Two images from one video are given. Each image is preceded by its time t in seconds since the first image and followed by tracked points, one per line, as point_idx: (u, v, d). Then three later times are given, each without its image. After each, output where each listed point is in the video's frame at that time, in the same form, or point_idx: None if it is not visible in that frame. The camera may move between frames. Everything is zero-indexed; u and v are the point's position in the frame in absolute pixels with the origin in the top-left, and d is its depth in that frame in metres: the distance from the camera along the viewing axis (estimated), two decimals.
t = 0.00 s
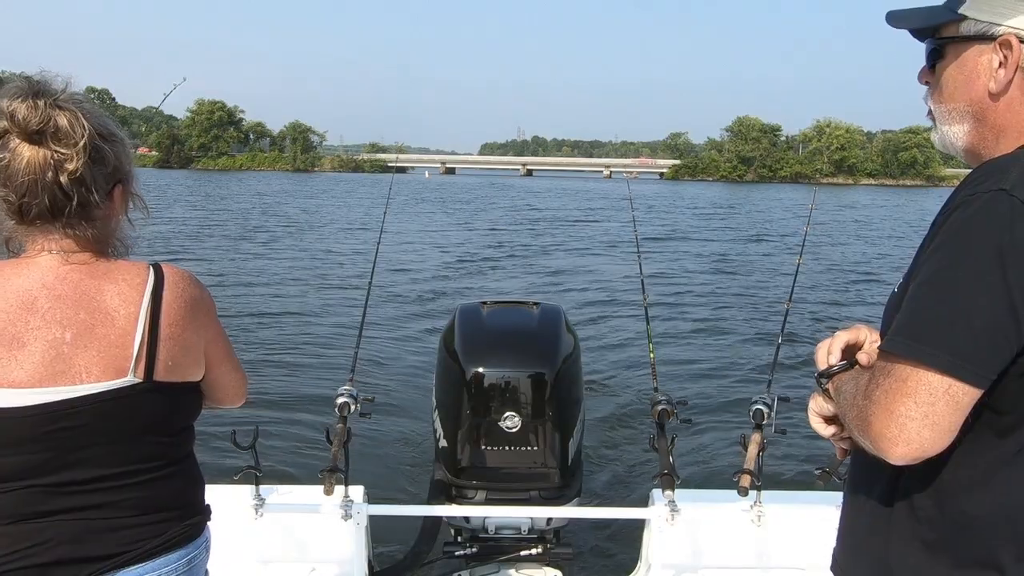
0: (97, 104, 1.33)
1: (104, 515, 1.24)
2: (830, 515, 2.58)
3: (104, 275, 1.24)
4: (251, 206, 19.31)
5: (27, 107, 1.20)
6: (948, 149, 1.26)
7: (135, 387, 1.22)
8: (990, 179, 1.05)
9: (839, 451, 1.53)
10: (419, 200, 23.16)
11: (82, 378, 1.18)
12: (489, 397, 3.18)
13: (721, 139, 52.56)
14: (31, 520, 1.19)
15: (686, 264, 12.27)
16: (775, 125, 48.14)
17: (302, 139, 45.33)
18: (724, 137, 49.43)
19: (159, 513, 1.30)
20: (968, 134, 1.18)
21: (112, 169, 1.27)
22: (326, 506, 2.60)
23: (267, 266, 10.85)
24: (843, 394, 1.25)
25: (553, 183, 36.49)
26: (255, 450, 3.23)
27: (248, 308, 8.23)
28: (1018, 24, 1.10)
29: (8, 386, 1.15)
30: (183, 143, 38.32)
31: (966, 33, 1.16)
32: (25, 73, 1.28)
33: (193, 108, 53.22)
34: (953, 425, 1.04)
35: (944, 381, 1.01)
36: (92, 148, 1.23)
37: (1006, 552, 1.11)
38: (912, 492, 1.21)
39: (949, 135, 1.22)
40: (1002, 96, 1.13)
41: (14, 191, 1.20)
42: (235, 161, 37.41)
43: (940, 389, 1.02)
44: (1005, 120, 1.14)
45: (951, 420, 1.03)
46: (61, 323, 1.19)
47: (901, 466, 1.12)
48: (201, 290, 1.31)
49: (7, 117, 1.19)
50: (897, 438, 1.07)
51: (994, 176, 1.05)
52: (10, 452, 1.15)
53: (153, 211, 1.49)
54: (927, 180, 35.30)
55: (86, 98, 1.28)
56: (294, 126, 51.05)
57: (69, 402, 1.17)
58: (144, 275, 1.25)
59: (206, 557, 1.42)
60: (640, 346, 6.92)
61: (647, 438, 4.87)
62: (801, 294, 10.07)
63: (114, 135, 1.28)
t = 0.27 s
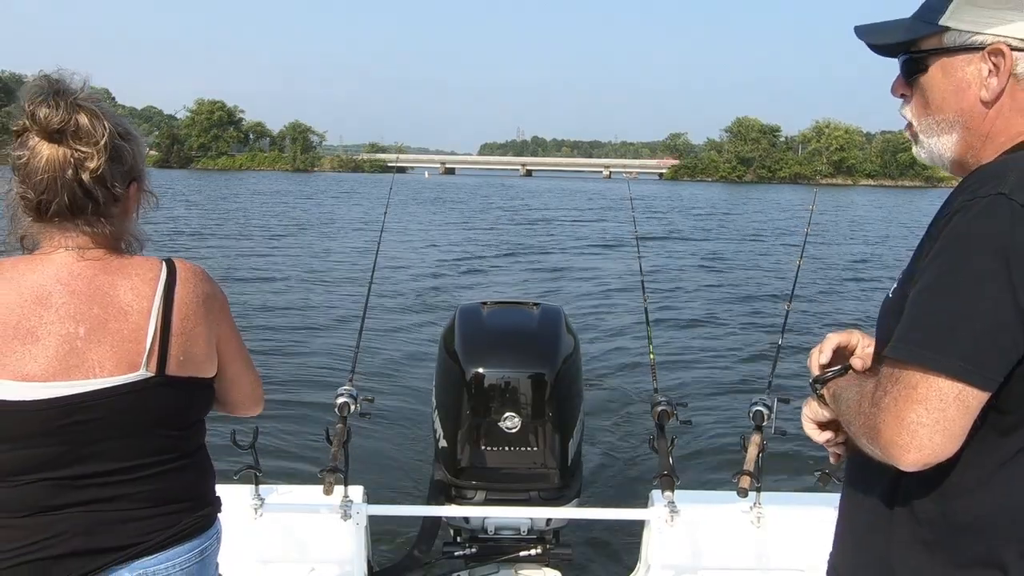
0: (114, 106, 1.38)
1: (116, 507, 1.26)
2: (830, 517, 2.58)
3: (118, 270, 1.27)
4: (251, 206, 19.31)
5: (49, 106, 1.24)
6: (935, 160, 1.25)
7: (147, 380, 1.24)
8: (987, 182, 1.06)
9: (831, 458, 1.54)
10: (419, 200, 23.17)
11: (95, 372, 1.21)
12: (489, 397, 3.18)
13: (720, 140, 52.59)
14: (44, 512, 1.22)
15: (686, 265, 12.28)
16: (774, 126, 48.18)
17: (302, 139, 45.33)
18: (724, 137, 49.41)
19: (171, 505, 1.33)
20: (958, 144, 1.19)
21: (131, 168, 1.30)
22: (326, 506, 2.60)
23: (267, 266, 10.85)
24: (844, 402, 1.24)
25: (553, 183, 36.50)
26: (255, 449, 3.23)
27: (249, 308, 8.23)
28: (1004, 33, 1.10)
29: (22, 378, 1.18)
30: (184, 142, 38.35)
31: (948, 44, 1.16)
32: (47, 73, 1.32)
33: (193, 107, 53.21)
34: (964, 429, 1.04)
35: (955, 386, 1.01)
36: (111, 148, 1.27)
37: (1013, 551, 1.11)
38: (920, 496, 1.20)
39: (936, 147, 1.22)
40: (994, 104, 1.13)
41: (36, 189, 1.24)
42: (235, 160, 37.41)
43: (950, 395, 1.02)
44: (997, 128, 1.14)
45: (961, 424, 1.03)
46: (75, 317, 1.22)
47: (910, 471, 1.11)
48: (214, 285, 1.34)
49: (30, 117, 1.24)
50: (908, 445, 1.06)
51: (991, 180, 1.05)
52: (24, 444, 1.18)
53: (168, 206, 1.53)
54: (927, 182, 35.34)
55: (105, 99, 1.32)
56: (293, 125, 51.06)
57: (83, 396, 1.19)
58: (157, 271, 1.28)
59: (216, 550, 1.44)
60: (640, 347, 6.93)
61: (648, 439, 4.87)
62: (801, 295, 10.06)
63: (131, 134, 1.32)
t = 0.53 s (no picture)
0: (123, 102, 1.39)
1: (124, 498, 1.29)
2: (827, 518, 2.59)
3: (126, 264, 1.29)
4: (250, 206, 19.31)
5: (58, 101, 1.25)
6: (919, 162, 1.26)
7: (155, 373, 1.27)
8: (979, 185, 1.06)
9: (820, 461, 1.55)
10: (418, 200, 23.19)
11: (103, 366, 1.23)
12: (487, 397, 3.19)
13: (718, 140, 52.65)
14: (53, 504, 1.24)
15: (684, 265, 12.30)
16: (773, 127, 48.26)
17: (300, 139, 45.33)
18: (722, 138, 49.40)
19: (179, 496, 1.35)
20: (947, 146, 1.20)
21: (138, 164, 1.32)
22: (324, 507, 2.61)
23: (266, 266, 10.85)
24: (838, 405, 1.25)
25: (552, 183, 36.51)
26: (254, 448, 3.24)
27: (248, 307, 8.23)
28: (993, 38, 1.10)
29: (31, 371, 1.20)
30: (182, 142, 38.33)
31: (938, 48, 1.17)
32: (55, 67, 1.34)
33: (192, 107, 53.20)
34: (960, 428, 1.04)
35: (951, 385, 1.02)
36: (120, 143, 1.28)
37: (1006, 547, 1.12)
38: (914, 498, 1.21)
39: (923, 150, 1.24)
40: (983, 108, 1.15)
41: (44, 183, 1.26)
42: (233, 160, 37.39)
43: (947, 395, 1.02)
44: (984, 131, 1.16)
45: (959, 424, 1.04)
46: (83, 310, 1.24)
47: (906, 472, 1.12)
48: (220, 280, 1.37)
49: (40, 112, 1.25)
50: (906, 446, 1.07)
51: (984, 182, 1.06)
52: (33, 437, 1.20)
53: (173, 204, 1.54)
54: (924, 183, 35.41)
55: (115, 94, 1.33)
56: (291, 125, 51.03)
57: (91, 389, 1.22)
58: (164, 266, 1.31)
59: (223, 543, 1.47)
60: (639, 347, 6.94)
61: (647, 440, 4.88)
62: (799, 296, 10.06)
63: (139, 130, 1.33)
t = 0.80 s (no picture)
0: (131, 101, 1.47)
1: (132, 494, 1.34)
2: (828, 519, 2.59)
3: (135, 263, 1.35)
4: (251, 206, 19.30)
5: (70, 100, 1.34)
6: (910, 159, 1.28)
7: (163, 371, 1.32)
8: (978, 185, 1.07)
9: (816, 461, 1.57)
10: (419, 200, 23.17)
11: (111, 363, 1.28)
12: (487, 397, 3.19)
13: (719, 139, 52.63)
14: (63, 497, 1.30)
15: (685, 266, 12.31)
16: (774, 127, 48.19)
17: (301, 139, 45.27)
18: (723, 138, 49.35)
19: (185, 493, 1.41)
20: (942, 147, 1.21)
21: (146, 160, 1.39)
22: (324, 506, 2.62)
23: (267, 266, 10.86)
24: (834, 404, 1.26)
25: (553, 184, 36.48)
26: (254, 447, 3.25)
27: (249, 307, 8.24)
28: (992, 41, 1.11)
29: (41, 368, 1.25)
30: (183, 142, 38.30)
31: (936, 47, 1.17)
32: (68, 67, 1.42)
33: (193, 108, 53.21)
34: (958, 425, 1.05)
35: (950, 382, 1.02)
36: (129, 140, 1.36)
37: (1004, 546, 1.12)
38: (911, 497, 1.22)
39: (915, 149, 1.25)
40: (977, 109, 1.16)
41: (55, 178, 1.33)
42: (234, 160, 37.41)
43: (946, 392, 1.03)
44: (978, 133, 1.17)
45: (956, 422, 1.04)
46: (92, 309, 1.29)
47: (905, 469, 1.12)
48: (228, 278, 1.43)
49: (52, 109, 1.33)
50: (905, 442, 1.07)
51: (982, 183, 1.06)
52: (42, 434, 1.26)
53: (177, 201, 1.61)
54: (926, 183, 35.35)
55: (125, 94, 1.42)
56: (292, 125, 51.01)
57: (101, 385, 1.27)
58: (172, 266, 1.36)
59: (230, 538, 1.53)
60: (640, 348, 6.95)
61: (647, 440, 4.89)
62: (801, 297, 10.05)
63: (148, 129, 1.42)
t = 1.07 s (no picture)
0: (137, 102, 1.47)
1: (139, 496, 1.34)
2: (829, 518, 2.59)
3: (141, 265, 1.35)
4: (251, 207, 19.30)
5: (77, 100, 1.34)
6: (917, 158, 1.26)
7: (169, 373, 1.32)
8: (992, 184, 1.07)
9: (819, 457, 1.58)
10: (419, 201, 23.18)
11: (117, 364, 1.28)
12: (487, 398, 3.19)
13: (719, 139, 52.64)
14: (72, 499, 1.30)
15: (685, 265, 12.31)
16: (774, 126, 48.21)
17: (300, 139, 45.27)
18: (722, 138, 49.38)
19: (194, 494, 1.41)
20: (992, 146, 1.16)
21: (152, 161, 1.39)
22: (325, 507, 2.62)
23: (267, 267, 10.86)
24: (846, 401, 1.26)
25: (552, 184, 36.49)
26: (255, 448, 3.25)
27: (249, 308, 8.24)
28: None
29: (48, 369, 1.25)
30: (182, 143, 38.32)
31: (990, 43, 1.13)
32: (74, 68, 1.42)
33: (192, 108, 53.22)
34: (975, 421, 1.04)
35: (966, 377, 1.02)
36: (135, 140, 1.36)
37: (1016, 542, 1.11)
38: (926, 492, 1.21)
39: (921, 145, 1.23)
40: None
41: (62, 178, 1.33)
42: (233, 162, 37.44)
43: (966, 387, 1.03)
44: None
45: (974, 416, 1.04)
46: (98, 311, 1.29)
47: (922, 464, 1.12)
48: (233, 280, 1.43)
49: (58, 110, 1.33)
50: (924, 437, 1.07)
51: (997, 180, 1.07)
52: (50, 436, 1.26)
53: (182, 202, 1.61)
54: (925, 182, 35.35)
55: (130, 94, 1.42)
56: (291, 125, 51.02)
57: (107, 387, 1.27)
58: (179, 268, 1.36)
59: (238, 538, 1.53)
60: (640, 348, 6.95)
61: (647, 440, 4.89)
62: (800, 296, 10.06)
63: (154, 129, 1.42)
